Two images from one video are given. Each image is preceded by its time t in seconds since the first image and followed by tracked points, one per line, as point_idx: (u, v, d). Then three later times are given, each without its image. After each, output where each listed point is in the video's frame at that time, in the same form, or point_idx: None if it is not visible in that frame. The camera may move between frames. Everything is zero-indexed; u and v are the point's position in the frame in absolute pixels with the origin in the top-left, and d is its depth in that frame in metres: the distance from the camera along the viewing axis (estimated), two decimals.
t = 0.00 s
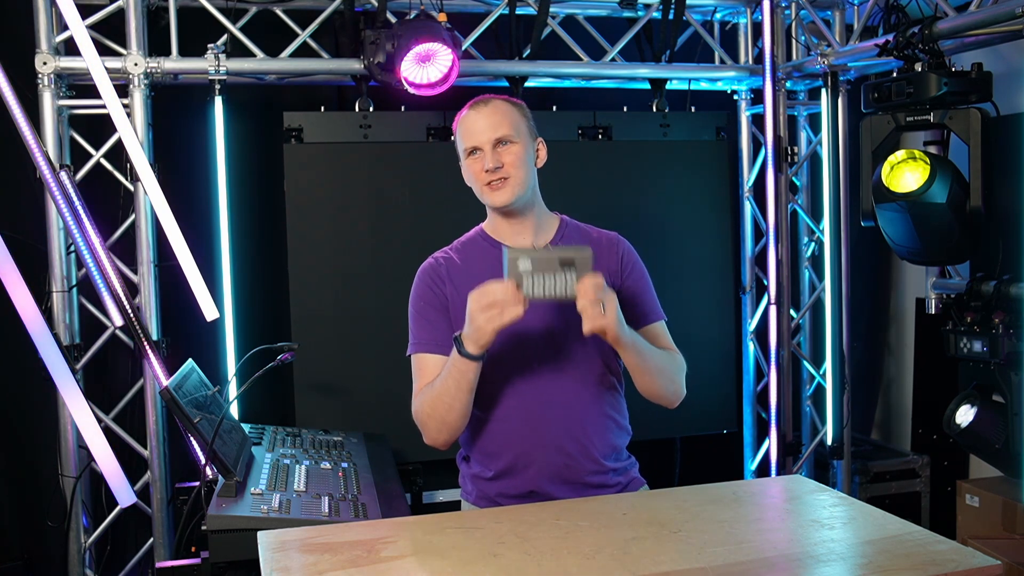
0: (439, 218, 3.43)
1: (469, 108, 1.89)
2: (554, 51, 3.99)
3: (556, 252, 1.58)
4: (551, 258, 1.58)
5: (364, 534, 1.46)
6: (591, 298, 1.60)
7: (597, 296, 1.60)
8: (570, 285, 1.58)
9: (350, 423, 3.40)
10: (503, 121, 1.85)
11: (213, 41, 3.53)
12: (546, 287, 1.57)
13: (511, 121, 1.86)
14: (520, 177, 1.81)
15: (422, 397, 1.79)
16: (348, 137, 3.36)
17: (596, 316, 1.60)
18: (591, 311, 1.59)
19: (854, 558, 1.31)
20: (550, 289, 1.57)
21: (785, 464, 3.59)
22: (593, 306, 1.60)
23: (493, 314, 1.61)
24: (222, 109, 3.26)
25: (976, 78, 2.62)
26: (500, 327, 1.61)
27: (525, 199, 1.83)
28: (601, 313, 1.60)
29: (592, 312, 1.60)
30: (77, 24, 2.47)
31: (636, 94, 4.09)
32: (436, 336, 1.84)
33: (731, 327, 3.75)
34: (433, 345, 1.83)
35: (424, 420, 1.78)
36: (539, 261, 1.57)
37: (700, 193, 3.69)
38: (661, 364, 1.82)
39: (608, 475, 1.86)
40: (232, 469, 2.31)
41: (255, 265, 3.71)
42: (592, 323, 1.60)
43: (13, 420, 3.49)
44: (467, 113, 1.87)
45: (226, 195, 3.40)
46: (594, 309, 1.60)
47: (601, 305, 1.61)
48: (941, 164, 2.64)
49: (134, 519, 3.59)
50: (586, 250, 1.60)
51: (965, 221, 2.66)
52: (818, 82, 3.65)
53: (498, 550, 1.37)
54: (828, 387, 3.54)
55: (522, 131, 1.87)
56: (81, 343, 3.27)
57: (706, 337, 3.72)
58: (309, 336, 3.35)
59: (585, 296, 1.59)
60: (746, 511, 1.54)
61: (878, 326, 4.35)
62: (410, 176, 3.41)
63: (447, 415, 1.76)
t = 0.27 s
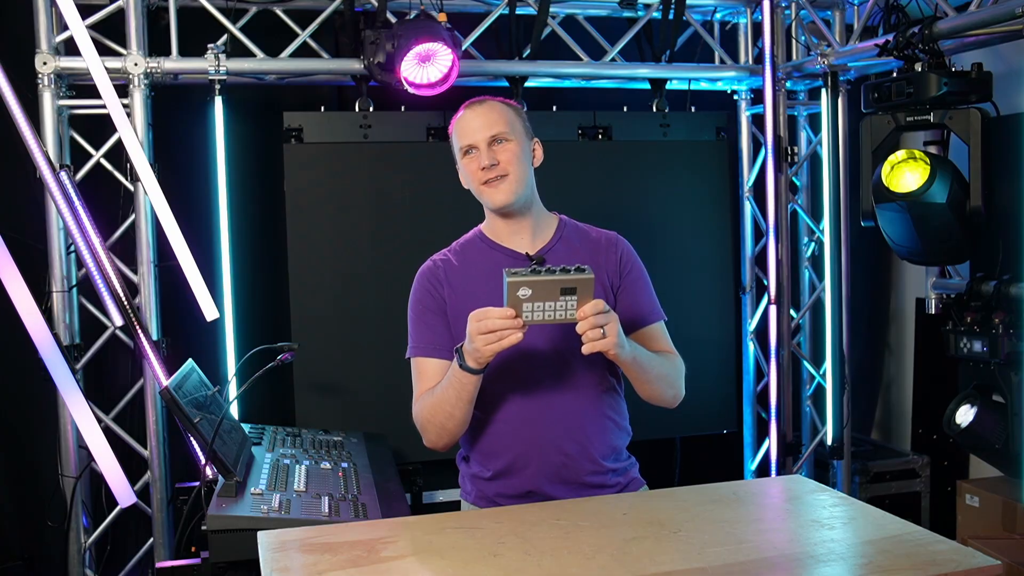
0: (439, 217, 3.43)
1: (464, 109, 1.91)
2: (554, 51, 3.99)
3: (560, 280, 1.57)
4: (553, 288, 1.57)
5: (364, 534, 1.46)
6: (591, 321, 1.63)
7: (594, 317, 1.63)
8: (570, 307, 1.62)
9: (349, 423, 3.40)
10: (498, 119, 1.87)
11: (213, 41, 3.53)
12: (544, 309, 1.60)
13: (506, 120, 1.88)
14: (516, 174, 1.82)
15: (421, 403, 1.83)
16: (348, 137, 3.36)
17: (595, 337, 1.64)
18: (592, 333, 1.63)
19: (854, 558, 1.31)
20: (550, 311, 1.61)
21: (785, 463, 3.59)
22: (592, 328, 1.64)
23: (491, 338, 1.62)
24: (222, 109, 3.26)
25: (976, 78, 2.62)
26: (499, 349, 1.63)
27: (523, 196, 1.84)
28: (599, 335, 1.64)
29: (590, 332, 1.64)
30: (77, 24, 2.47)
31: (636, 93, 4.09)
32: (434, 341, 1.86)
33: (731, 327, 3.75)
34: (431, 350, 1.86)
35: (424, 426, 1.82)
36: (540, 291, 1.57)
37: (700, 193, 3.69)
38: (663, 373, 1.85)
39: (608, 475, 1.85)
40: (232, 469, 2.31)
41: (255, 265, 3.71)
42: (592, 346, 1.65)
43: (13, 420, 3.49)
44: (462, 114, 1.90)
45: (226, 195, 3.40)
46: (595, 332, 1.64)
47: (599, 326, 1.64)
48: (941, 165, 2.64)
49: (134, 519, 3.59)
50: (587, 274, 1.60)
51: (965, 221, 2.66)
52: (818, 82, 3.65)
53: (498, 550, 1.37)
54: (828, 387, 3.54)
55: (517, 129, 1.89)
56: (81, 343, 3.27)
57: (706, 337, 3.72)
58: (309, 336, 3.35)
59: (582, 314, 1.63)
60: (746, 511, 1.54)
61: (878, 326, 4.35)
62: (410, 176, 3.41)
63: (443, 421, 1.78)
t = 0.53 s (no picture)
0: (439, 217, 3.43)
1: (457, 113, 1.92)
2: (554, 52, 3.99)
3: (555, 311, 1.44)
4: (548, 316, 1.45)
5: (364, 534, 1.46)
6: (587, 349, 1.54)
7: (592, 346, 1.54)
8: (567, 337, 1.48)
9: (349, 423, 3.40)
10: (490, 125, 1.88)
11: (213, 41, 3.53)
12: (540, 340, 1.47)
13: (498, 125, 1.89)
14: (507, 181, 1.85)
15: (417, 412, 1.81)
16: (348, 137, 3.36)
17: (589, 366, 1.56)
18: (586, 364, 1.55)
19: (853, 558, 1.31)
20: (547, 343, 1.47)
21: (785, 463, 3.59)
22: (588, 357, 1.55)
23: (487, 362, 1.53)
24: (223, 109, 3.27)
25: (976, 78, 2.62)
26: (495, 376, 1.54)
27: (517, 201, 1.86)
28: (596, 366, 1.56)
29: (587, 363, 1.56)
30: (77, 24, 2.47)
31: (636, 93, 4.09)
32: (431, 348, 1.86)
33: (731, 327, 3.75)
34: (428, 358, 1.85)
35: (421, 435, 1.81)
36: (536, 319, 1.44)
37: (699, 193, 3.69)
38: (658, 389, 1.83)
39: (607, 475, 1.85)
40: (232, 469, 2.31)
41: (255, 265, 3.71)
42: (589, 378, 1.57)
43: (13, 420, 3.49)
44: (454, 119, 1.91)
45: (226, 195, 3.40)
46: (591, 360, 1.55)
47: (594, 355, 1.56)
48: (941, 165, 2.65)
49: (134, 519, 3.59)
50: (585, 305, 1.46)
51: (965, 221, 2.66)
52: (818, 82, 3.65)
53: (498, 550, 1.37)
54: (828, 387, 3.54)
55: (510, 133, 1.89)
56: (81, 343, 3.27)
57: (706, 337, 3.72)
58: (309, 336, 3.35)
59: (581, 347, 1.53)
60: (747, 511, 1.54)
61: (878, 326, 4.35)
62: (409, 176, 3.41)
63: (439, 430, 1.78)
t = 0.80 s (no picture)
0: (439, 218, 3.43)
1: (460, 111, 1.91)
2: (554, 52, 3.99)
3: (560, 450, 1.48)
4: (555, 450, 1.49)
5: (364, 534, 1.46)
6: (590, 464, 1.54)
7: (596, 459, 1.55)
8: (570, 464, 1.53)
9: (349, 423, 3.40)
10: (493, 122, 1.87)
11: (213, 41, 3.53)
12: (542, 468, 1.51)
13: (501, 121, 1.88)
14: (510, 177, 1.84)
15: (411, 420, 1.88)
16: (348, 137, 3.36)
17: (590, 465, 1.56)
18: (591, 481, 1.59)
19: (853, 558, 1.31)
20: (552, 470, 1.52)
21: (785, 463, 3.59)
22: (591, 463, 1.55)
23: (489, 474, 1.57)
24: (223, 109, 3.27)
25: (976, 78, 2.62)
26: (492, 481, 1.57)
27: (519, 198, 1.86)
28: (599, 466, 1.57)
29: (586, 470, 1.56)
30: (77, 24, 2.47)
31: (636, 93, 4.09)
32: (428, 353, 1.90)
33: (732, 327, 3.75)
34: (424, 364, 1.90)
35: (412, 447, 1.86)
36: (541, 457, 1.48)
37: (699, 193, 3.69)
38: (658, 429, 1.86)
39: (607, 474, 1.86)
40: (232, 469, 2.31)
41: (255, 265, 3.71)
42: (588, 482, 1.56)
43: (13, 420, 3.49)
44: (457, 116, 1.90)
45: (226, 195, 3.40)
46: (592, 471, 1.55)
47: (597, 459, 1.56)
48: (941, 165, 2.65)
49: (134, 519, 3.59)
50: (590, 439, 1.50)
51: (965, 221, 2.66)
52: (818, 82, 3.65)
53: (498, 550, 1.37)
54: (828, 386, 3.54)
55: (512, 131, 1.89)
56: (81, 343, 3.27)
57: (706, 337, 3.72)
58: (309, 336, 3.35)
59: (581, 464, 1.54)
60: (746, 511, 1.54)
61: (878, 326, 4.35)
62: (409, 176, 3.41)
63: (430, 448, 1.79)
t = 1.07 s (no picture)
0: (439, 217, 3.43)
1: (461, 112, 1.90)
2: (554, 52, 3.99)
3: (556, 460, 1.55)
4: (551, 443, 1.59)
5: (364, 534, 1.46)
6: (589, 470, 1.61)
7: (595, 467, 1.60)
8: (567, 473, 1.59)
9: (350, 423, 3.39)
10: (494, 122, 1.86)
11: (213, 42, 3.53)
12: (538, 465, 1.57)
13: (502, 121, 1.87)
14: (513, 176, 1.83)
15: (416, 415, 1.92)
16: (348, 137, 3.36)
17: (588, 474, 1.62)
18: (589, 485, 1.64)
19: (853, 558, 1.31)
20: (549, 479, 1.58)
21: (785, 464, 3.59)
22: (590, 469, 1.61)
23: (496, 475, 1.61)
24: (223, 109, 3.27)
25: (976, 78, 2.62)
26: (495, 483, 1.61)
27: (523, 197, 1.84)
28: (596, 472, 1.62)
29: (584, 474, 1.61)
30: (77, 24, 2.47)
31: (636, 93, 4.09)
32: (431, 353, 1.91)
33: (732, 327, 3.75)
34: (426, 363, 1.91)
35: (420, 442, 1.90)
36: (537, 468, 1.55)
37: (700, 193, 3.69)
38: (659, 424, 1.86)
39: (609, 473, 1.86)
40: (232, 469, 2.31)
41: (255, 265, 3.71)
42: (587, 487, 1.61)
43: (13, 420, 3.49)
44: (458, 117, 1.89)
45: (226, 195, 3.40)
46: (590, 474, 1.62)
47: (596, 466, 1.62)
48: (941, 165, 2.65)
49: (134, 519, 3.59)
50: (582, 447, 1.57)
51: (965, 222, 2.66)
52: (818, 82, 3.65)
53: (498, 550, 1.37)
54: (828, 386, 3.54)
55: (514, 130, 1.87)
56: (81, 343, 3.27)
57: (706, 337, 3.72)
58: (309, 336, 3.35)
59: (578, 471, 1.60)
60: (746, 511, 1.54)
61: (878, 326, 4.35)
62: (409, 176, 3.41)
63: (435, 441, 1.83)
